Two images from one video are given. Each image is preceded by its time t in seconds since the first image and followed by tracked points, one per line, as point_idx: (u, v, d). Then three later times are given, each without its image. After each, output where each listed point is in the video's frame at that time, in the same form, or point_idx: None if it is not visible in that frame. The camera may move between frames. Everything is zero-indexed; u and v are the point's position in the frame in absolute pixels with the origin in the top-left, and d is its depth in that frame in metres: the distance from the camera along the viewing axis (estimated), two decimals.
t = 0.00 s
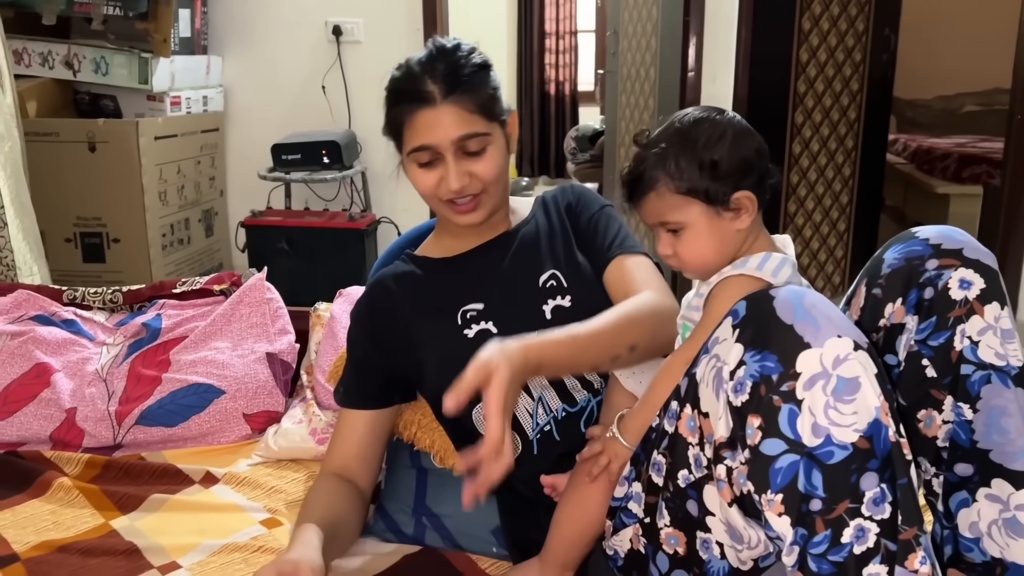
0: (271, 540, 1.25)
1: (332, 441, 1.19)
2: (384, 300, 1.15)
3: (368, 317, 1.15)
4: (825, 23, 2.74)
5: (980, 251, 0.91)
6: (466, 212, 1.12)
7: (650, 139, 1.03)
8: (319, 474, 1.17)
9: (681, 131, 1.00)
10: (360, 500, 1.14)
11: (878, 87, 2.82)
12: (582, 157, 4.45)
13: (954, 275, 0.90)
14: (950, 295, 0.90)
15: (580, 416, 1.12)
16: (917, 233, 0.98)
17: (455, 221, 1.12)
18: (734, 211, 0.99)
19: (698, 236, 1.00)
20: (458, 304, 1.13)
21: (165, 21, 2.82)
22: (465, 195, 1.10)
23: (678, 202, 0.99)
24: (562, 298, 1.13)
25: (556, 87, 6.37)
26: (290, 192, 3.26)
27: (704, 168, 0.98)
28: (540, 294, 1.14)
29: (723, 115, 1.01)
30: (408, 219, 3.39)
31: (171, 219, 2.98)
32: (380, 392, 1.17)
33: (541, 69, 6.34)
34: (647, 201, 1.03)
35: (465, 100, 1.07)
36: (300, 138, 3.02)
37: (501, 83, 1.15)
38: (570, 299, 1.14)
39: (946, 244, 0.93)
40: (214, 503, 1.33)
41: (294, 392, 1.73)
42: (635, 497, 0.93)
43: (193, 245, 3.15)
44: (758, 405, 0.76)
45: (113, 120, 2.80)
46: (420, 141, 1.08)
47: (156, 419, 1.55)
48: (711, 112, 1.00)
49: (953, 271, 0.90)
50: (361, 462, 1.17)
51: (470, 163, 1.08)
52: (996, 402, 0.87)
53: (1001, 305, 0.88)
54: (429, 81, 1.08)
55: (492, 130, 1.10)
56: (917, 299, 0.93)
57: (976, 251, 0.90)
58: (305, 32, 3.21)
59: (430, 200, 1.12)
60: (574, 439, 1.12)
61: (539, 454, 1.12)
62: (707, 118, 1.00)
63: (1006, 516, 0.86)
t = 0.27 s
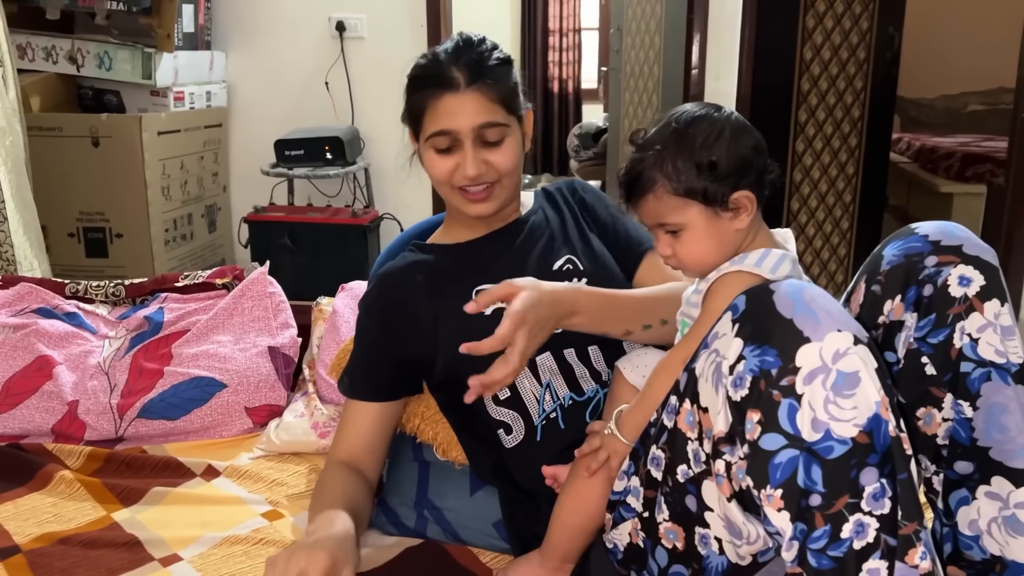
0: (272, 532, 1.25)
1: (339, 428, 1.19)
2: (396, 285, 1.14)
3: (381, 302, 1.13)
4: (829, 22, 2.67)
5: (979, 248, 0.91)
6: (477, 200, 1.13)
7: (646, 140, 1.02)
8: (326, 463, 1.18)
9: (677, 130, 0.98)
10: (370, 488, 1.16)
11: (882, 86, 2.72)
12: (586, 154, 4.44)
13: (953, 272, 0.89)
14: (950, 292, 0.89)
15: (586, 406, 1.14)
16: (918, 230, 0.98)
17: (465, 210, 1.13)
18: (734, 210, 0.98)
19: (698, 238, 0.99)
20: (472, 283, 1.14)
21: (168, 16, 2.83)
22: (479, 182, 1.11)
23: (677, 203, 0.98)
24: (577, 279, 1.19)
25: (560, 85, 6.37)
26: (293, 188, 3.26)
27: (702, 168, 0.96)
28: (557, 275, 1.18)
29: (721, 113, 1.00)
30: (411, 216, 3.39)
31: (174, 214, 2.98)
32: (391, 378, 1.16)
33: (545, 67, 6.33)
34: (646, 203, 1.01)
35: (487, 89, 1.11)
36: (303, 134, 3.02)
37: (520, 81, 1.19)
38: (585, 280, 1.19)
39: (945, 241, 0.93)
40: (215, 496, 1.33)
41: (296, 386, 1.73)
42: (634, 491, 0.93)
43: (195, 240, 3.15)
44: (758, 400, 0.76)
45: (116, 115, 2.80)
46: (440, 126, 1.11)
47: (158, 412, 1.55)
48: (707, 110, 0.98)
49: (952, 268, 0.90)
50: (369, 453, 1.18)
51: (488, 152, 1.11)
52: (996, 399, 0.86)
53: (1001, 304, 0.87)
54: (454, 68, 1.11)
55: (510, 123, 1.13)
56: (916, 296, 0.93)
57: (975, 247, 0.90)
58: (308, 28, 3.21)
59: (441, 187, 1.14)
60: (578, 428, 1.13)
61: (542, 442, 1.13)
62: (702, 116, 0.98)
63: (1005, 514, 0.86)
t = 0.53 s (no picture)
0: (270, 531, 1.24)
1: (340, 428, 1.19)
2: (396, 284, 1.13)
3: (381, 300, 1.13)
4: (831, 21, 2.65)
5: (983, 248, 0.90)
6: (482, 195, 1.13)
7: (646, 144, 1.00)
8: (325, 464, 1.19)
9: (679, 134, 0.97)
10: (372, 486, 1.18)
11: (884, 85, 2.71)
12: (587, 153, 4.44)
13: (956, 271, 0.89)
14: (953, 291, 0.88)
15: (586, 405, 1.14)
16: (920, 229, 0.97)
17: (468, 204, 1.14)
18: (739, 214, 0.97)
19: (702, 242, 0.98)
20: (473, 282, 1.13)
21: (170, 13, 2.83)
22: (485, 176, 1.12)
23: (681, 208, 0.97)
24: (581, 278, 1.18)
25: (562, 84, 6.37)
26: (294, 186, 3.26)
27: (705, 173, 0.95)
28: (561, 274, 1.17)
29: (723, 114, 0.99)
30: (412, 214, 3.38)
31: (175, 212, 2.98)
32: (390, 378, 1.15)
33: (546, 65, 6.32)
34: (647, 209, 1.00)
35: (495, 83, 1.12)
36: (304, 131, 3.01)
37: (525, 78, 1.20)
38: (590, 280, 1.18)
39: (948, 240, 0.92)
40: (213, 493, 1.33)
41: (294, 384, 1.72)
42: (634, 491, 0.93)
43: (196, 238, 3.14)
44: (760, 400, 0.75)
45: (117, 112, 2.79)
46: (447, 118, 1.11)
47: (156, 409, 1.55)
48: (709, 112, 0.97)
49: (956, 268, 0.89)
50: (369, 451, 1.19)
51: (495, 146, 1.12)
52: (999, 399, 0.86)
53: (1005, 303, 0.86)
54: (462, 61, 1.13)
55: (516, 118, 1.15)
56: (919, 295, 0.92)
57: (979, 247, 0.89)
58: (309, 25, 3.20)
59: (444, 181, 1.15)
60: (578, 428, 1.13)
61: (541, 442, 1.12)
62: (704, 119, 0.97)
63: (1007, 515, 0.85)
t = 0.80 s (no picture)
0: (266, 530, 1.24)
1: (337, 429, 1.19)
2: (394, 283, 1.15)
3: (380, 298, 1.14)
4: (833, 21, 2.64)
5: (982, 249, 0.90)
6: (496, 190, 1.18)
7: (645, 146, 1.00)
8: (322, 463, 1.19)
9: (679, 136, 0.97)
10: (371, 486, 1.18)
11: (884, 86, 2.71)
12: (588, 153, 4.43)
13: (955, 272, 0.88)
14: (951, 292, 0.88)
15: (582, 406, 1.13)
16: (918, 230, 0.97)
17: (483, 199, 1.18)
18: (740, 216, 0.97)
19: (704, 245, 0.98)
20: (473, 282, 1.16)
21: (170, 11, 2.80)
22: (502, 170, 1.17)
23: (682, 211, 0.97)
24: (583, 280, 1.20)
25: (563, 83, 6.37)
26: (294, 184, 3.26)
27: (707, 175, 0.95)
28: (562, 275, 1.19)
29: (722, 114, 0.98)
30: (413, 212, 3.38)
31: (174, 210, 2.98)
32: (389, 377, 1.16)
33: (547, 65, 6.32)
34: (647, 212, 1.00)
35: (514, 79, 1.17)
36: (304, 130, 3.01)
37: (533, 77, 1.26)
38: (591, 282, 1.20)
39: (947, 241, 0.92)
40: (209, 492, 1.33)
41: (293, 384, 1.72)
42: (630, 491, 0.92)
43: (196, 236, 3.14)
44: (760, 399, 0.75)
45: (117, 110, 2.79)
46: (466, 112, 1.15)
47: (153, 408, 1.55)
48: (709, 113, 0.97)
49: (954, 269, 0.89)
50: (368, 450, 1.19)
51: (512, 139, 1.17)
52: (997, 401, 0.85)
53: (1003, 304, 0.86)
54: (482, 56, 1.17)
55: (530, 115, 1.20)
56: (917, 297, 0.91)
57: (978, 248, 0.89)
58: (310, 24, 3.20)
59: (458, 174, 1.18)
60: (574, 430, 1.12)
61: (537, 442, 1.12)
62: (703, 120, 0.97)
63: (1005, 517, 0.85)
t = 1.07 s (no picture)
0: (264, 532, 1.24)
1: (346, 422, 1.20)
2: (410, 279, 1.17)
3: (395, 292, 1.16)
4: (833, 24, 2.64)
5: (978, 259, 0.90)
6: (511, 183, 1.23)
7: (638, 151, 1.00)
8: (331, 460, 1.20)
9: (672, 141, 0.97)
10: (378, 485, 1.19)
11: (884, 89, 2.71)
12: (588, 154, 4.43)
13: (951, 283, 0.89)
14: (948, 303, 0.89)
15: (581, 405, 1.14)
16: (915, 239, 0.97)
17: (497, 193, 1.23)
18: (735, 220, 0.97)
19: (700, 250, 0.98)
20: (493, 279, 1.17)
21: (171, 11, 2.81)
22: (516, 164, 1.22)
23: (677, 217, 0.97)
24: (600, 285, 1.21)
25: (563, 84, 6.37)
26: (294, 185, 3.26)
27: (700, 181, 0.95)
28: (580, 278, 1.21)
29: (717, 117, 0.98)
30: (412, 214, 3.38)
31: (174, 210, 2.98)
32: (401, 373, 1.17)
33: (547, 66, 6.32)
34: (642, 217, 1.00)
35: (530, 76, 1.23)
36: (304, 131, 3.01)
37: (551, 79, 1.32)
38: (608, 287, 1.21)
39: (943, 251, 0.92)
40: (208, 495, 1.33)
41: (292, 385, 1.73)
42: (638, 483, 0.93)
43: (196, 236, 3.14)
44: (797, 391, 0.75)
45: (117, 110, 2.79)
46: (482, 105, 1.21)
47: (153, 410, 1.55)
48: (703, 117, 0.96)
49: (950, 280, 0.89)
50: (375, 446, 1.20)
51: (528, 132, 1.22)
52: (994, 412, 0.85)
53: (999, 315, 0.87)
54: (500, 53, 1.24)
55: (547, 113, 1.26)
56: (913, 307, 0.92)
57: (974, 258, 0.89)
58: (310, 24, 3.20)
59: (474, 168, 1.23)
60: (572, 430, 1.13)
61: (540, 441, 1.13)
62: (698, 124, 0.96)
63: (1001, 528, 0.85)
